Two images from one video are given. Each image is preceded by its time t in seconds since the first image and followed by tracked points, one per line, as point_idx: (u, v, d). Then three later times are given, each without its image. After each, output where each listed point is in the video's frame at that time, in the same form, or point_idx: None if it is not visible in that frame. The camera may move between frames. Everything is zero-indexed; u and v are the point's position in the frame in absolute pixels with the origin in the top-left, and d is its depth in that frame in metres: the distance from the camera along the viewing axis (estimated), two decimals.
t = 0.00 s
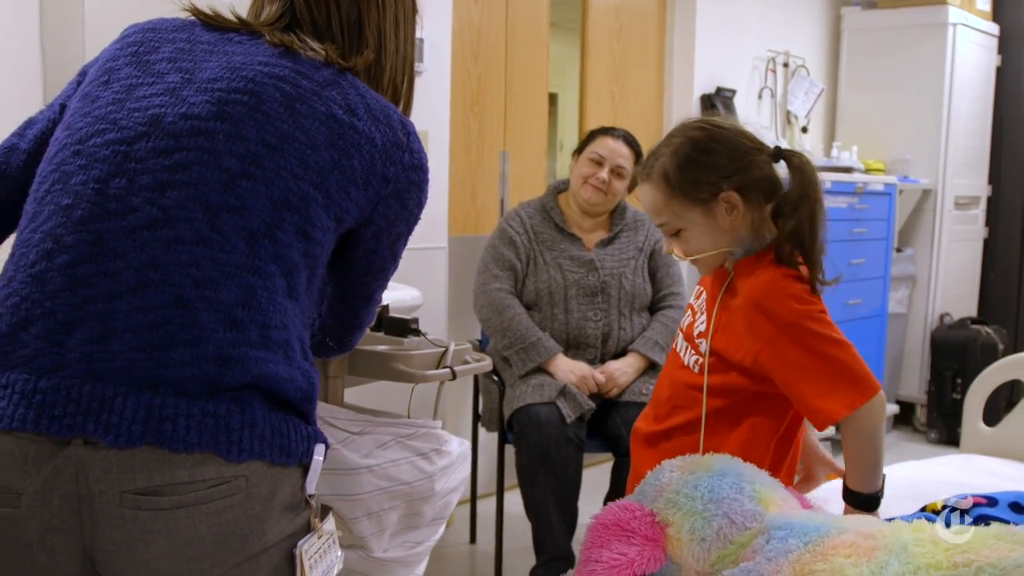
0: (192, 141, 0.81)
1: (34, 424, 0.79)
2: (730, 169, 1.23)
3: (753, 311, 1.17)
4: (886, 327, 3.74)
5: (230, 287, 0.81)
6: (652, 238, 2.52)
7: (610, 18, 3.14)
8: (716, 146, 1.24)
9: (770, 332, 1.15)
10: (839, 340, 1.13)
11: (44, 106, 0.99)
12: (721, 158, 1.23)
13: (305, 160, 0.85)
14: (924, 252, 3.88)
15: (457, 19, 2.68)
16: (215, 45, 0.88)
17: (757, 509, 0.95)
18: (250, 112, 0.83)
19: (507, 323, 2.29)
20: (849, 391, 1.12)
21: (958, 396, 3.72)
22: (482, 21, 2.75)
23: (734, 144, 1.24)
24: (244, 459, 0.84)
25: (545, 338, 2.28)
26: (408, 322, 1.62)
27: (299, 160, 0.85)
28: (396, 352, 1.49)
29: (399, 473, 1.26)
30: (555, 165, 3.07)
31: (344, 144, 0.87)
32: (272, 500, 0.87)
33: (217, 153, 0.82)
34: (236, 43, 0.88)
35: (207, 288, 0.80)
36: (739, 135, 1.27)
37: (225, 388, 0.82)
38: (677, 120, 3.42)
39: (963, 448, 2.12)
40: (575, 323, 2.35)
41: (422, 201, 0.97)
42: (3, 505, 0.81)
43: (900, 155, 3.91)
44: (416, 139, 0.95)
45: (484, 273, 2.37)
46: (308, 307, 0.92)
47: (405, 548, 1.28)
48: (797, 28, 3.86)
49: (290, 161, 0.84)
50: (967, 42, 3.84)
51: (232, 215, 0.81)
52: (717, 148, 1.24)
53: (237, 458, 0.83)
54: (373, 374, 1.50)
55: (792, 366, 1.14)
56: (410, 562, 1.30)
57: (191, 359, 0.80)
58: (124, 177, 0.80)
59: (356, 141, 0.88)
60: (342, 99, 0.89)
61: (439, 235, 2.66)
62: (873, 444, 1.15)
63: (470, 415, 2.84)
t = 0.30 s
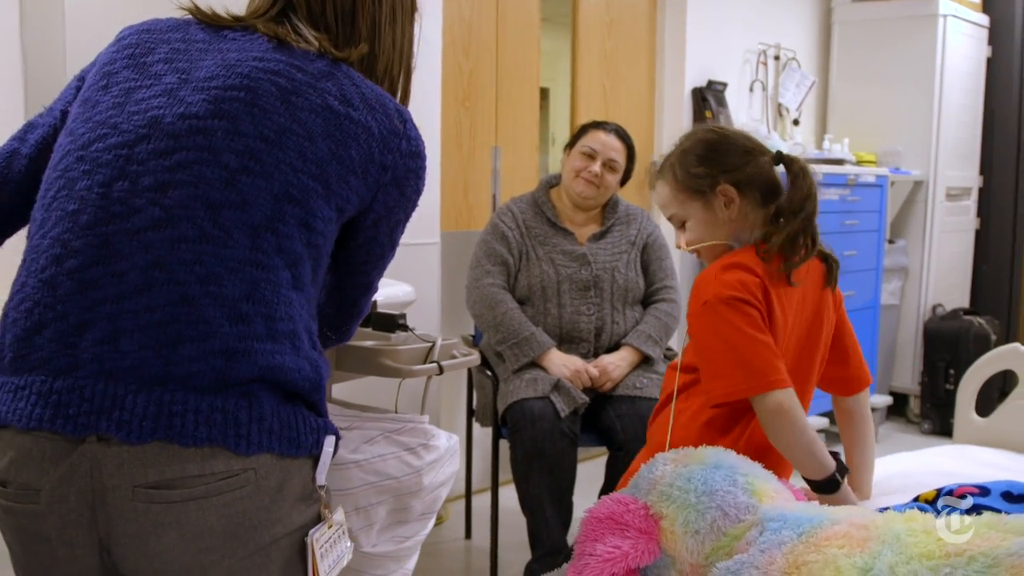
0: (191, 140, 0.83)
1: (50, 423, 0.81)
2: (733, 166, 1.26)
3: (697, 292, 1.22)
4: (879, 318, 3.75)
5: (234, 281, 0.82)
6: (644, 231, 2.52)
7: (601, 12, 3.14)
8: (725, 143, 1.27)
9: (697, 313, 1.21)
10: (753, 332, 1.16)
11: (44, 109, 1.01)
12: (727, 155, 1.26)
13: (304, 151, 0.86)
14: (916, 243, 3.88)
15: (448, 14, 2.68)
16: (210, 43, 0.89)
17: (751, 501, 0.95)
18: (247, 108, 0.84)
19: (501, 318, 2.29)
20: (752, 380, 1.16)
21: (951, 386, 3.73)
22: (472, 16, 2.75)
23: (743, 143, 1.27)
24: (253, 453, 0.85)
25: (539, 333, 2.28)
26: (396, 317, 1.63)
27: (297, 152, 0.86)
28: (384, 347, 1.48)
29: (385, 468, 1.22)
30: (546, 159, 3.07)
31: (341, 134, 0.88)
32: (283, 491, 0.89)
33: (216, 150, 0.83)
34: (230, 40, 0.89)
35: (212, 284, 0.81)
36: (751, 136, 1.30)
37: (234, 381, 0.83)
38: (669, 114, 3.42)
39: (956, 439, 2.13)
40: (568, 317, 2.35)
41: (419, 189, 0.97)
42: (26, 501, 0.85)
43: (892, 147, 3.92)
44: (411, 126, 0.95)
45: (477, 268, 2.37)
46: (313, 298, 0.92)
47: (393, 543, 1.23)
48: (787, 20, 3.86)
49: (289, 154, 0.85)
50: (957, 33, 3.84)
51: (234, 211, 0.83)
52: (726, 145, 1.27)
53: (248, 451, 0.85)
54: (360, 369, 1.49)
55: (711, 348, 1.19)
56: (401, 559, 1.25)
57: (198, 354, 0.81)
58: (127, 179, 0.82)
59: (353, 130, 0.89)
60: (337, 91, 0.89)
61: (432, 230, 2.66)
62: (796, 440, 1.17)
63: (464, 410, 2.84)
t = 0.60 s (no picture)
0: (191, 133, 0.84)
1: (59, 402, 0.82)
2: (739, 142, 1.29)
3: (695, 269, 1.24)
4: (875, 310, 3.75)
5: (234, 266, 0.83)
6: (639, 225, 2.52)
7: (594, 6, 3.14)
8: (735, 123, 1.31)
9: (692, 287, 1.22)
10: (743, 308, 1.17)
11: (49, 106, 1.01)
12: (737, 132, 1.30)
13: (299, 138, 0.86)
14: (910, 235, 3.89)
15: (439, 10, 2.68)
16: (206, 39, 0.89)
17: (746, 494, 0.95)
18: (243, 99, 0.85)
19: (495, 314, 2.28)
20: (737, 353, 1.17)
21: (947, 378, 3.73)
22: (465, 11, 2.74)
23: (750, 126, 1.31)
24: (249, 435, 0.85)
25: (533, 328, 2.28)
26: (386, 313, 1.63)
27: (293, 139, 0.86)
28: (373, 343, 1.49)
29: (377, 464, 1.22)
30: (541, 154, 3.06)
31: (335, 119, 0.88)
32: (276, 475, 0.88)
33: (214, 141, 0.84)
34: (227, 34, 0.90)
35: (213, 271, 0.82)
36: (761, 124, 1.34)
37: (232, 365, 0.83)
38: (662, 108, 3.42)
39: (953, 430, 2.12)
40: (563, 313, 2.35)
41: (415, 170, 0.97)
42: (38, 477, 0.86)
43: (886, 139, 3.92)
44: (408, 108, 0.95)
45: (471, 264, 2.37)
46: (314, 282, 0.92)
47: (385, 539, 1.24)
48: (780, 13, 3.86)
49: (284, 142, 0.86)
50: (950, 25, 3.84)
51: (233, 199, 0.83)
52: (736, 124, 1.31)
53: (243, 433, 0.84)
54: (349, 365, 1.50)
55: (702, 322, 1.20)
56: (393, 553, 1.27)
57: (199, 338, 0.82)
58: (132, 174, 0.83)
59: (350, 113, 0.89)
60: (330, 77, 0.89)
61: (426, 227, 2.66)
62: (779, 417, 1.18)
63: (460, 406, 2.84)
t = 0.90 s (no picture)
0: (177, 127, 0.86)
1: (70, 384, 0.86)
2: (730, 144, 1.26)
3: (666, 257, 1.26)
4: (869, 301, 3.76)
5: (231, 254, 0.86)
6: (632, 219, 2.52)
7: None
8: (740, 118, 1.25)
9: (663, 273, 1.24)
10: (710, 288, 1.19)
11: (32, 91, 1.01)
12: (735, 133, 1.25)
13: (281, 119, 0.89)
14: (904, 226, 3.89)
15: (430, 6, 2.68)
16: (181, 27, 0.91)
17: (742, 486, 0.95)
18: (224, 88, 0.87)
19: (490, 309, 2.28)
20: (706, 335, 1.19)
21: (942, 367, 3.74)
22: (456, 7, 2.74)
23: (755, 127, 1.24)
24: (248, 415, 0.87)
25: (528, 323, 2.28)
26: (377, 309, 1.64)
27: (276, 122, 0.89)
28: (365, 340, 1.50)
29: (369, 459, 1.27)
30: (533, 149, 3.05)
31: (313, 95, 0.91)
32: (274, 454, 0.90)
33: (201, 134, 0.86)
34: (200, 18, 0.92)
35: (211, 261, 0.85)
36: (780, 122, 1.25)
37: (234, 348, 0.86)
38: (654, 101, 3.42)
39: (947, 420, 2.13)
40: (558, 307, 2.35)
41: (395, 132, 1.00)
42: (49, 455, 0.88)
43: (879, 130, 3.92)
44: (385, 74, 0.98)
45: (466, 260, 2.37)
46: (307, 262, 0.94)
47: (381, 533, 1.29)
48: (771, 6, 3.86)
49: (268, 126, 0.88)
50: (941, 16, 3.84)
51: (225, 188, 0.86)
52: (740, 120, 1.25)
53: (242, 413, 0.87)
54: (341, 361, 1.51)
55: (673, 306, 1.22)
56: (389, 548, 1.31)
57: (202, 325, 0.85)
58: (126, 174, 0.86)
59: (328, 85, 0.92)
60: (304, 52, 0.91)
61: (419, 223, 2.66)
62: (753, 397, 1.19)
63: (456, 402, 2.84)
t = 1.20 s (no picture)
0: (149, 129, 0.90)
1: (82, 372, 0.92)
2: (721, 140, 1.26)
3: (667, 256, 1.26)
4: (865, 295, 3.76)
5: (220, 248, 0.90)
6: (628, 212, 2.52)
7: None
8: (738, 122, 1.25)
9: (665, 273, 1.24)
10: (716, 292, 1.19)
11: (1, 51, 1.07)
12: (728, 132, 1.25)
13: (245, 101, 0.92)
14: (899, 220, 3.90)
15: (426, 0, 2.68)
16: (136, 16, 0.94)
17: (737, 479, 0.95)
18: (186, 83, 0.90)
19: (486, 303, 2.28)
20: (713, 339, 1.19)
21: (937, 361, 3.75)
22: (450, 2, 2.74)
23: (753, 132, 1.24)
24: (250, 397, 0.92)
25: (524, 317, 2.28)
26: (372, 304, 1.64)
27: (241, 106, 0.92)
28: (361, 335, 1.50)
29: (367, 454, 1.30)
30: (529, 143, 3.05)
31: (271, 69, 0.93)
32: (278, 433, 0.95)
33: (172, 134, 0.90)
34: (152, 3, 0.94)
35: (202, 257, 0.90)
36: (778, 121, 1.25)
37: (232, 335, 0.91)
38: (650, 94, 3.42)
39: (943, 413, 2.13)
40: (554, 300, 2.35)
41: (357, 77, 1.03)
42: (63, 437, 0.95)
43: (874, 124, 3.92)
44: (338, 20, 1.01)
45: (461, 254, 2.37)
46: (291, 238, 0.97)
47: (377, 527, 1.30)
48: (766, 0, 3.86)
49: (234, 113, 0.91)
50: (937, 10, 3.84)
51: (205, 184, 0.90)
52: (738, 124, 1.25)
53: (244, 396, 0.92)
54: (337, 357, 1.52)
55: (678, 307, 1.22)
56: (385, 544, 1.32)
57: (199, 318, 0.90)
58: (110, 181, 0.91)
59: (286, 53, 0.94)
60: (255, 22, 0.93)
61: (416, 218, 2.66)
62: (759, 400, 1.20)
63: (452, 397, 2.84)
